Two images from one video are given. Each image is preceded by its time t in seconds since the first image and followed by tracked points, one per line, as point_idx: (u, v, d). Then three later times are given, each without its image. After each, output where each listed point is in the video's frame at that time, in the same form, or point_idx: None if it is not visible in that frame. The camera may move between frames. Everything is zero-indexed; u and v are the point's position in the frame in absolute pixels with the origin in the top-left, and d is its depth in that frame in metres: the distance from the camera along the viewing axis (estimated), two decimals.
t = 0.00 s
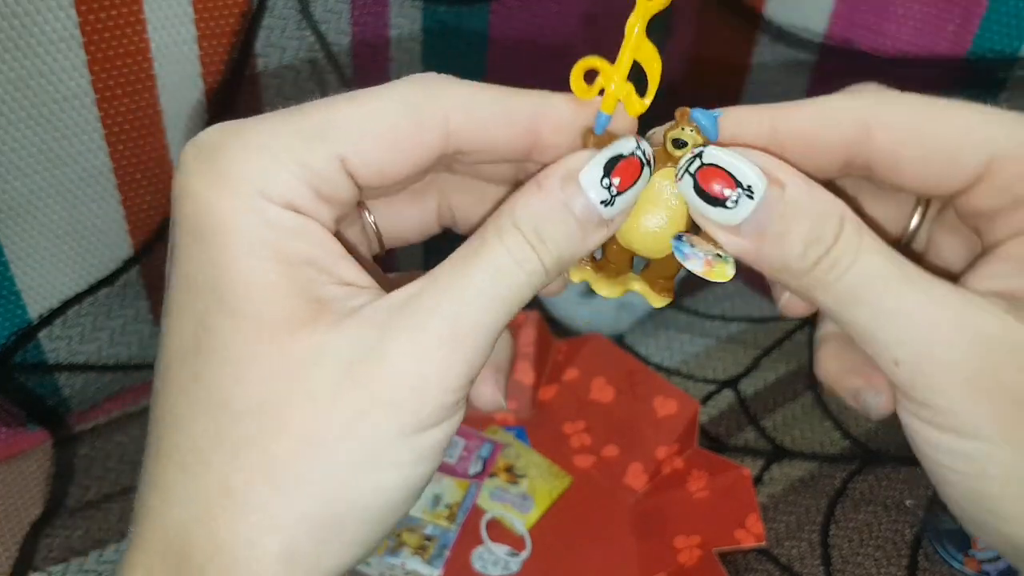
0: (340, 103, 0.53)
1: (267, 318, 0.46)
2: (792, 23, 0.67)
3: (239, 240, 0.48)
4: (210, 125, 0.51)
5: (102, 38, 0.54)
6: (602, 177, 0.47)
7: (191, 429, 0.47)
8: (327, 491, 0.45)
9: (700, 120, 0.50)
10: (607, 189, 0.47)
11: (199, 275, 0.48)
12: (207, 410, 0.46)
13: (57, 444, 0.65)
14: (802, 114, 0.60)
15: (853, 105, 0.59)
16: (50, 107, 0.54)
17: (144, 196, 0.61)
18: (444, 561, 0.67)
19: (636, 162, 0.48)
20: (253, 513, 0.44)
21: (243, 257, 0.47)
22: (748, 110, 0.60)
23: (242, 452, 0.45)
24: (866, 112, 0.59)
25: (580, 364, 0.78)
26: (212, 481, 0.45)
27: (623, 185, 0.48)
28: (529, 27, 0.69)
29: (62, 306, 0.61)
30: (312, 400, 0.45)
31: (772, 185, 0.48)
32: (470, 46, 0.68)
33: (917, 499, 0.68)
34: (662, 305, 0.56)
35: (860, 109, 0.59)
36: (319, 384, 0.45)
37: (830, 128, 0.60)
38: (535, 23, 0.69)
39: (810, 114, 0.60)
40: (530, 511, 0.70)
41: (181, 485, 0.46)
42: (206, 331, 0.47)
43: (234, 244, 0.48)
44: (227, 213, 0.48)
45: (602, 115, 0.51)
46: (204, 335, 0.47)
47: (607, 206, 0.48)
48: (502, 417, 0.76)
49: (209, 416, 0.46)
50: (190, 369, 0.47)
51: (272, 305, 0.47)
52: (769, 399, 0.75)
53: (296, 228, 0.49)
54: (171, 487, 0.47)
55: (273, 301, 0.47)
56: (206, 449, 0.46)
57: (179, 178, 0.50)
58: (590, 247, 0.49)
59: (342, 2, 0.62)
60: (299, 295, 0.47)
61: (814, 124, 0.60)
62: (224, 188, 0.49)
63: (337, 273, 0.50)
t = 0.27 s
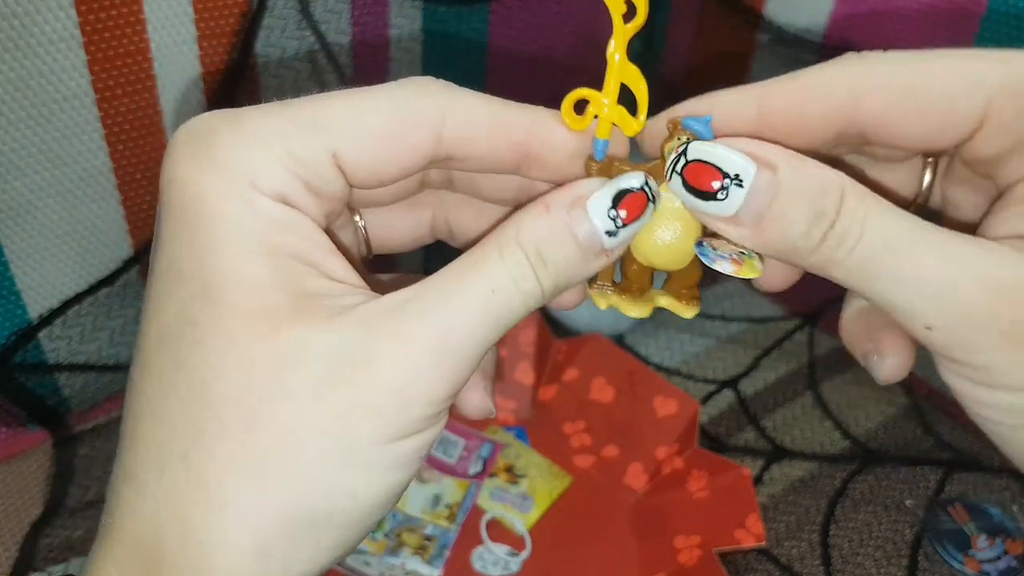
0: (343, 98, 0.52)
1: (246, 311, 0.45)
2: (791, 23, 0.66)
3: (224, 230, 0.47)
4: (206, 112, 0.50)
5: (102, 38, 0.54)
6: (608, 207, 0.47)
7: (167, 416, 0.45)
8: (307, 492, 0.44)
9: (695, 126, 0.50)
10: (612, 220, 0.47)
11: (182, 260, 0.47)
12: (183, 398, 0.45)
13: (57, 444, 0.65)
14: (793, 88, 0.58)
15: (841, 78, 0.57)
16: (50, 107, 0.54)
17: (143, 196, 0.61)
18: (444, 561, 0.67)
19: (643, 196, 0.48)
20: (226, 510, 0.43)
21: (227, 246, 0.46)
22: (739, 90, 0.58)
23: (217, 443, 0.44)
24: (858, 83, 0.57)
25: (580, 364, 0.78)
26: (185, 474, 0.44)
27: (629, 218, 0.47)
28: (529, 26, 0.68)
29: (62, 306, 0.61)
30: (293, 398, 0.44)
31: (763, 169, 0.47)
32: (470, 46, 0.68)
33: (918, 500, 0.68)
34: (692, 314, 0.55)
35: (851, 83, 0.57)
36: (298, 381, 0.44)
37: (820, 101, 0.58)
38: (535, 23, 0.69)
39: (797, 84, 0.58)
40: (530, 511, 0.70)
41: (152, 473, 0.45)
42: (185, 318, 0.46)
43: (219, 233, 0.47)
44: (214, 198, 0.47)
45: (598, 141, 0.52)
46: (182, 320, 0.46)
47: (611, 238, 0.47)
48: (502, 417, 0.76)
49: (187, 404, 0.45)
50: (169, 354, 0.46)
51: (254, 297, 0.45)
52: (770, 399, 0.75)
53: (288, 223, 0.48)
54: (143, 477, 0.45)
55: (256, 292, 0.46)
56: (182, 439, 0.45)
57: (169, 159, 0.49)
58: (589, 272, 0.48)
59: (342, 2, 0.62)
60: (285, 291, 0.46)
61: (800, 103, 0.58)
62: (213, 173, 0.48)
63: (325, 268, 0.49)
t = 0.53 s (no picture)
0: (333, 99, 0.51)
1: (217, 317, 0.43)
2: (792, 24, 0.67)
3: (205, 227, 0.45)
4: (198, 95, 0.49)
5: (102, 38, 0.54)
6: (619, 297, 0.42)
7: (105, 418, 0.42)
8: (294, 493, 0.43)
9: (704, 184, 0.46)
10: (619, 313, 0.42)
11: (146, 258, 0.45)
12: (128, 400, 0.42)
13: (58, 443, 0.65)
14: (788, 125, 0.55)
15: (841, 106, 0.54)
16: (50, 107, 0.54)
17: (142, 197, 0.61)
18: (444, 561, 0.67)
19: (664, 298, 0.43)
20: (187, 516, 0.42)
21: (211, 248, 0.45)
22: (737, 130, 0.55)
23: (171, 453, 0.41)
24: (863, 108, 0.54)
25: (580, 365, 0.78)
26: (126, 486, 0.41)
27: (640, 315, 0.42)
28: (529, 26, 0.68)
29: (62, 306, 0.61)
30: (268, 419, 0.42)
31: (775, 223, 0.42)
32: (471, 45, 0.68)
33: (918, 500, 0.68)
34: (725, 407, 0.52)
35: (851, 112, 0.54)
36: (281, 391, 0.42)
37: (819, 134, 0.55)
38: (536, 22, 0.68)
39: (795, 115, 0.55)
40: (530, 510, 0.70)
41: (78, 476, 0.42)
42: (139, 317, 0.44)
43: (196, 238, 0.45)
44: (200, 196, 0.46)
45: (608, 212, 0.46)
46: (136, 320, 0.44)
47: (612, 332, 0.42)
48: (502, 417, 0.76)
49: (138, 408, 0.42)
50: (115, 352, 0.43)
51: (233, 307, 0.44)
52: (770, 399, 0.75)
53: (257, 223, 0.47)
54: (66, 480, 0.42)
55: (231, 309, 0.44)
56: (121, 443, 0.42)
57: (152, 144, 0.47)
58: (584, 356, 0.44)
59: (342, 2, 0.63)
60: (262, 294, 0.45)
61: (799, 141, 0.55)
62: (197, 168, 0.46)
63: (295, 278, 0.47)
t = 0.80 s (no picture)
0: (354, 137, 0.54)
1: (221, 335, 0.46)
2: (792, 24, 0.65)
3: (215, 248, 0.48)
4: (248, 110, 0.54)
5: (102, 38, 0.54)
6: (607, 403, 0.44)
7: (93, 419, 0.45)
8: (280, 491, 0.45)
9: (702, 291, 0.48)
10: (605, 417, 0.44)
11: (159, 274, 0.48)
12: (119, 403, 0.45)
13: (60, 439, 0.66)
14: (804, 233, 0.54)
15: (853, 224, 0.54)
16: (50, 107, 0.54)
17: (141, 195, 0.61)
18: (444, 560, 0.67)
19: (652, 406, 0.44)
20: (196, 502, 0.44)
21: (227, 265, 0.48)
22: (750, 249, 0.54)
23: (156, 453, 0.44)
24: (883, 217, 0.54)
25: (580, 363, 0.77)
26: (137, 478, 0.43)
27: (627, 421, 0.44)
28: (529, 26, 0.68)
29: (62, 306, 0.61)
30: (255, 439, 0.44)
31: (772, 326, 0.45)
32: (471, 45, 0.67)
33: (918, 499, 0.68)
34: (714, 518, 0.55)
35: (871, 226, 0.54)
36: (287, 403, 0.45)
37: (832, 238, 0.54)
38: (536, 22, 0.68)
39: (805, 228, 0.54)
40: (530, 510, 0.70)
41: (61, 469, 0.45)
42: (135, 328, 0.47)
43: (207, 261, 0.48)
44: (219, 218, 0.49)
45: (609, 309, 0.47)
46: (135, 332, 0.46)
47: (598, 436, 0.44)
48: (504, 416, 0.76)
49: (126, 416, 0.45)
50: (112, 357, 0.46)
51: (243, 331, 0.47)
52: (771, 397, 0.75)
53: (264, 241, 0.51)
54: (51, 470, 0.45)
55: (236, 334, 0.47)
56: (108, 445, 0.44)
57: (184, 167, 0.51)
58: (564, 453, 0.46)
59: (342, 2, 0.63)
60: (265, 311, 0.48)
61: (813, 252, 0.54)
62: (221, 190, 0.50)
63: (294, 299, 0.50)
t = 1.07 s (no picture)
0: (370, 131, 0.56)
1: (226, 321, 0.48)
2: (792, 24, 0.65)
3: (226, 242, 0.50)
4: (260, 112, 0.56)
5: (103, 38, 0.54)
6: (605, 356, 0.45)
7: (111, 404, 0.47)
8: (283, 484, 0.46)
9: (700, 277, 0.49)
10: (604, 372, 0.45)
11: (174, 266, 0.49)
12: (134, 386, 0.47)
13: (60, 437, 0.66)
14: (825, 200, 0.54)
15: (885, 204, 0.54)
16: (52, 106, 0.54)
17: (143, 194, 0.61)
18: (444, 560, 0.67)
19: (649, 360, 0.45)
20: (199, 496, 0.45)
21: (229, 249, 0.50)
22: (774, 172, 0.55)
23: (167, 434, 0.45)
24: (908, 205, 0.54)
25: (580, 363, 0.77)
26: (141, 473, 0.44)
27: (627, 374, 0.45)
28: (528, 26, 0.68)
29: (63, 304, 0.61)
30: (260, 415, 0.45)
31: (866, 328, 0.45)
32: (471, 45, 0.68)
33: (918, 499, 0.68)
34: (691, 483, 0.55)
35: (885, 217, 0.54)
36: (293, 374, 0.46)
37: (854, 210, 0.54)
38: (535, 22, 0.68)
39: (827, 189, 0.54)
40: (530, 510, 0.70)
41: (80, 453, 0.46)
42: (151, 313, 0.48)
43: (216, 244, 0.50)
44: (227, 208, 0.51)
45: (599, 284, 0.50)
46: (151, 317, 0.48)
47: (598, 394, 0.45)
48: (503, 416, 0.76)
49: (140, 400, 0.46)
50: (129, 344, 0.48)
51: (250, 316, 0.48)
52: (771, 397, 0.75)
53: (278, 232, 0.52)
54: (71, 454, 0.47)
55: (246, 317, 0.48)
56: (124, 427, 0.46)
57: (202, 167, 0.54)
58: (565, 412, 0.46)
59: (342, 3, 0.63)
60: (277, 301, 0.50)
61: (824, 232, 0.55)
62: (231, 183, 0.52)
63: (308, 290, 0.52)
